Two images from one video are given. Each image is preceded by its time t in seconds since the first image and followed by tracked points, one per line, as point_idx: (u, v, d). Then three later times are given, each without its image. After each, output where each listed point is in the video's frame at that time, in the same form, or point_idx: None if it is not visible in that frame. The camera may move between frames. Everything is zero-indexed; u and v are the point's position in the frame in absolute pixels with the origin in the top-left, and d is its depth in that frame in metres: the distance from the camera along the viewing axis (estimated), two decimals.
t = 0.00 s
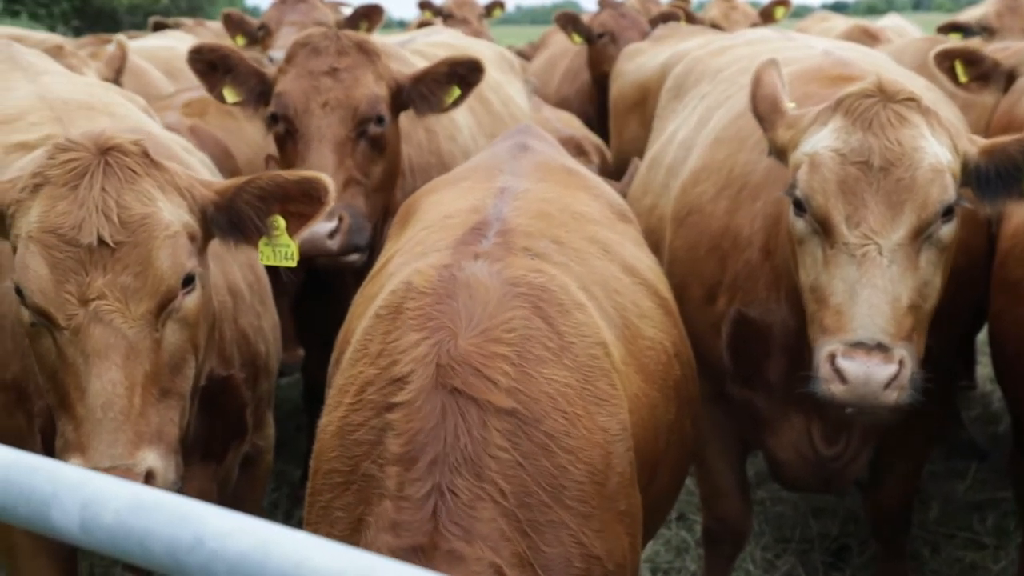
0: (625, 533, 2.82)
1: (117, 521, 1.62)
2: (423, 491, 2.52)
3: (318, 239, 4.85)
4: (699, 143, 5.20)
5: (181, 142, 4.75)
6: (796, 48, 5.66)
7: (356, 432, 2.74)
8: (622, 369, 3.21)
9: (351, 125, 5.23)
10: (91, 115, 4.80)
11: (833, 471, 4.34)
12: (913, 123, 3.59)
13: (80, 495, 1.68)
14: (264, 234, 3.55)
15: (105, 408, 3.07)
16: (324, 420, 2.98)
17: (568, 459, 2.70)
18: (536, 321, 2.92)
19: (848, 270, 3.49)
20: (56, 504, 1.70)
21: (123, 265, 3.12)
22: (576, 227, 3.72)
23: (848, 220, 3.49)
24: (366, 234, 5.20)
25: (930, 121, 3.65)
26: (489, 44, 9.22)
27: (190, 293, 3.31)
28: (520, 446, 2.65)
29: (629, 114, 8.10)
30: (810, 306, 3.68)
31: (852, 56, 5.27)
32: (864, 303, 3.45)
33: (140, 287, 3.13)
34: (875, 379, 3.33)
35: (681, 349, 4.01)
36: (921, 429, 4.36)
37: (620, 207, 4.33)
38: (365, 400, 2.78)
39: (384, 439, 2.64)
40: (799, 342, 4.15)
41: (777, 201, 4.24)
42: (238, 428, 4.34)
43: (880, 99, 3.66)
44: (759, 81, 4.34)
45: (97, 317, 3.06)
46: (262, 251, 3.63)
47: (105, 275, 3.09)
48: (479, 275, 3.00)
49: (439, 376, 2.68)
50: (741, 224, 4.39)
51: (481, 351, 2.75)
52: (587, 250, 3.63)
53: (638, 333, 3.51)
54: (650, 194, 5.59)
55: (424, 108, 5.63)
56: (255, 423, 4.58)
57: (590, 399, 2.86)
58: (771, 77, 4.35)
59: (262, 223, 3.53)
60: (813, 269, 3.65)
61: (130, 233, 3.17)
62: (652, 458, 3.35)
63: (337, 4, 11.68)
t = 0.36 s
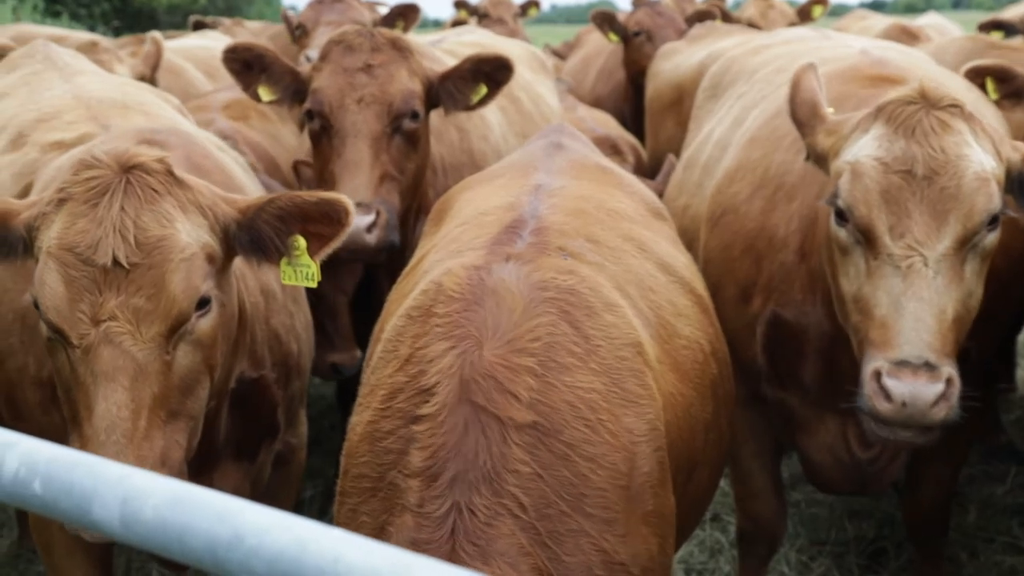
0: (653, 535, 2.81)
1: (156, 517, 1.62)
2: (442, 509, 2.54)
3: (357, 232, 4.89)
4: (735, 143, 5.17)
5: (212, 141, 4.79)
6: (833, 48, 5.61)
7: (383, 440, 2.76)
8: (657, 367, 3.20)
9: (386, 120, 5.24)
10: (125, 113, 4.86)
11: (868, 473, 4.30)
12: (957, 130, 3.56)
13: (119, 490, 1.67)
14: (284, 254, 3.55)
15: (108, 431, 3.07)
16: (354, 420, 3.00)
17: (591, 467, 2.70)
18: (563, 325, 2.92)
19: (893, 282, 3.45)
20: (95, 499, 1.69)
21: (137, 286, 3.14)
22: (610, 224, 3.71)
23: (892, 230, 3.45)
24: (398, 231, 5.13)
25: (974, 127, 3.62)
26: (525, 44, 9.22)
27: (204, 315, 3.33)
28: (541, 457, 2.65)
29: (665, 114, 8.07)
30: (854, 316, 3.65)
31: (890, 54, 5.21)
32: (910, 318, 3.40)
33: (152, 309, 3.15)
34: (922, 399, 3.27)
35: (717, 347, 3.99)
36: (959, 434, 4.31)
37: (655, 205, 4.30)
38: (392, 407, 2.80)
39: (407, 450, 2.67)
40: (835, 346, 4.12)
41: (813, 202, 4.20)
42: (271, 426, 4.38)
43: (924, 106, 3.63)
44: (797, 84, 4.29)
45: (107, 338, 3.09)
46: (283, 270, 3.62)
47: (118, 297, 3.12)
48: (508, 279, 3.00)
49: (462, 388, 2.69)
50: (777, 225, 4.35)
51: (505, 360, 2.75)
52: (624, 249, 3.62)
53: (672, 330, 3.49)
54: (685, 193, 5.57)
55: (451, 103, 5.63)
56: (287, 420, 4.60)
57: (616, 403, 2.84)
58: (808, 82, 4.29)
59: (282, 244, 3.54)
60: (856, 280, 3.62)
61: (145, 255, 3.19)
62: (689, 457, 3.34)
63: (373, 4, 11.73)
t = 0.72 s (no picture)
0: (692, 542, 2.76)
1: (199, 515, 1.60)
2: (471, 493, 2.55)
3: (392, 234, 4.91)
4: (775, 142, 5.12)
5: (248, 139, 4.78)
6: (876, 47, 5.53)
7: (421, 434, 2.77)
8: (702, 370, 3.16)
9: (421, 120, 5.24)
10: (161, 109, 4.90)
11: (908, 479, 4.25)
12: (996, 172, 3.48)
13: (164, 487, 1.66)
14: (322, 266, 3.55)
15: (144, 435, 3.09)
16: (396, 415, 3.01)
17: (628, 467, 2.66)
18: (605, 324, 2.89)
19: (931, 334, 3.41)
20: (140, 496, 1.68)
21: (173, 301, 3.16)
22: (653, 223, 3.67)
23: (930, 279, 3.40)
24: (437, 231, 5.18)
25: (1014, 167, 3.54)
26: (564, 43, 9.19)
27: (240, 330, 3.34)
28: (577, 455, 2.62)
29: (704, 114, 8.01)
30: (893, 365, 3.62)
31: (933, 54, 5.12)
32: (947, 374, 3.36)
33: (188, 325, 3.16)
34: (959, 461, 3.26)
35: (760, 348, 3.95)
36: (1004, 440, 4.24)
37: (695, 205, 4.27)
38: (430, 402, 2.81)
39: (443, 442, 2.68)
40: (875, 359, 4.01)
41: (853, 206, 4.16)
42: (307, 426, 4.39)
43: (961, 148, 3.55)
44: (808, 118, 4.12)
45: (144, 354, 3.11)
46: (321, 282, 3.63)
47: (154, 311, 3.15)
48: (551, 277, 2.98)
49: (500, 383, 2.69)
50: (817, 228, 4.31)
51: (544, 357, 2.74)
52: (666, 249, 3.58)
53: (716, 331, 3.47)
54: (724, 193, 5.52)
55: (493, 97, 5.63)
56: (323, 420, 4.61)
57: (658, 405, 2.81)
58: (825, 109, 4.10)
59: (320, 257, 3.53)
60: (894, 327, 3.57)
61: (182, 270, 3.20)
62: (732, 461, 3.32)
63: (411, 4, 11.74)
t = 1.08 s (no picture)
0: (711, 540, 2.73)
1: (249, 510, 1.63)
2: (484, 448, 2.60)
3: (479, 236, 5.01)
4: (821, 141, 5.08)
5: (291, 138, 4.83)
6: (927, 45, 5.47)
7: (445, 413, 2.82)
8: (738, 373, 3.15)
9: (495, 125, 5.33)
10: (200, 108, 4.97)
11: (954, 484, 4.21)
12: None
13: (213, 483, 1.68)
14: (381, 285, 3.56)
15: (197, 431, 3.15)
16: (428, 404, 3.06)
17: (646, 453, 2.66)
18: (633, 317, 2.90)
19: (976, 391, 3.28)
20: (190, 492, 1.71)
21: (239, 323, 3.20)
22: (702, 223, 3.66)
23: (975, 336, 3.26)
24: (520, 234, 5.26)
25: None
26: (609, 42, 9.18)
27: (303, 349, 3.39)
28: (594, 434, 2.63)
29: (749, 113, 7.95)
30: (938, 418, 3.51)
31: (985, 53, 5.06)
32: (991, 435, 3.23)
33: (254, 346, 3.20)
34: (1001, 523, 3.10)
35: (808, 347, 3.93)
36: None
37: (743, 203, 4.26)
38: (456, 383, 2.86)
39: (462, 415, 2.73)
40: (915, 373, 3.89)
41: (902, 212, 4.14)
42: (350, 424, 4.43)
43: (1012, 200, 3.37)
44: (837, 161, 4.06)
45: (211, 375, 3.15)
46: (379, 299, 3.64)
47: (220, 333, 3.18)
48: (584, 270, 3.01)
49: (521, 359, 2.72)
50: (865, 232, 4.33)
51: (567, 339, 2.76)
52: (714, 248, 3.57)
53: (762, 334, 3.46)
54: (770, 192, 5.49)
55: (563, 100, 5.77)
56: (366, 417, 4.65)
57: (682, 399, 2.81)
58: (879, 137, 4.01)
59: (378, 275, 3.55)
60: (938, 379, 3.46)
61: (247, 292, 3.24)
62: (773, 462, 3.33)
63: (453, 3, 11.77)
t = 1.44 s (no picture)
0: (746, 538, 2.74)
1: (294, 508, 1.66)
2: (536, 434, 2.62)
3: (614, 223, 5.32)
4: (867, 142, 5.05)
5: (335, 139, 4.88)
6: (978, 44, 5.40)
7: (484, 411, 2.83)
8: (768, 377, 3.15)
9: (593, 118, 5.65)
10: (252, 108, 5.03)
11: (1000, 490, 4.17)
12: None
13: (259, 479, 1.71)
14: (440, 298, 3.57)
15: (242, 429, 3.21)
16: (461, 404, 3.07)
17: (687, 448, 2.67)
18: (668, 314, 2.90)
19: None
20: (237, 486, 1.74)
21: (300, 339, 3.24)
22: (736, 226, 3.65)
23: None
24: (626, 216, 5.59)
25: None
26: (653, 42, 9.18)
27: (363, 364, 3.42)
28: (638, 428, 2.65)
29: (794, 113, 7.90)
30: (989, 480, 3.39)
31: None
32: None
33: (315, 362, 3.24)
34: None
35: (842, 356, 3.90)
36: None
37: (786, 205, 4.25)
38: (494, 381, 2.87)
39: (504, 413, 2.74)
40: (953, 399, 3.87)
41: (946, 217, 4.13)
42: (398, 423, 4.46)
43: None
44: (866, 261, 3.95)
45: (272, 392, 3.20)
46: (437, 313, 3.65)
47: (281, 349, 3.23)
48: (618, 268, 3.01)
49: (563, 353, 2.74)
50: (909, 236, 4.31)
51: (606, 334, 2.77)
52: (746, 253, 3.55)
53: (792, 340, 3.44)
54: (815, 193, 5.46)
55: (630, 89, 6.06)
56: (410, 417, 4.70)
57: (718, 397, 2.82)
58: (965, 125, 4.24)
59: (437, 289, 3.55)
60: (990, 445, 3.33)
61: (307, 307, 3.28)
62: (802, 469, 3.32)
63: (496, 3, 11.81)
